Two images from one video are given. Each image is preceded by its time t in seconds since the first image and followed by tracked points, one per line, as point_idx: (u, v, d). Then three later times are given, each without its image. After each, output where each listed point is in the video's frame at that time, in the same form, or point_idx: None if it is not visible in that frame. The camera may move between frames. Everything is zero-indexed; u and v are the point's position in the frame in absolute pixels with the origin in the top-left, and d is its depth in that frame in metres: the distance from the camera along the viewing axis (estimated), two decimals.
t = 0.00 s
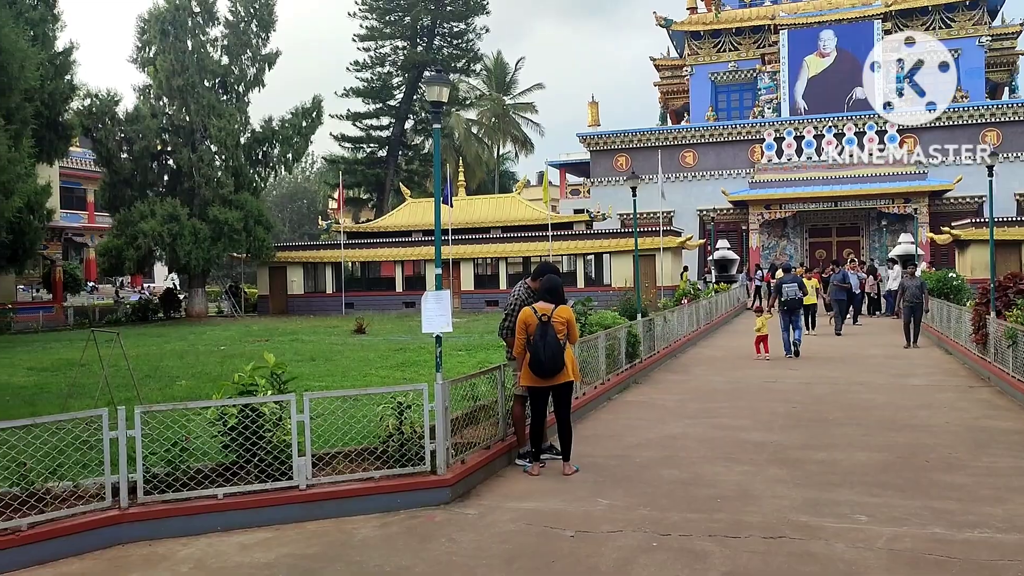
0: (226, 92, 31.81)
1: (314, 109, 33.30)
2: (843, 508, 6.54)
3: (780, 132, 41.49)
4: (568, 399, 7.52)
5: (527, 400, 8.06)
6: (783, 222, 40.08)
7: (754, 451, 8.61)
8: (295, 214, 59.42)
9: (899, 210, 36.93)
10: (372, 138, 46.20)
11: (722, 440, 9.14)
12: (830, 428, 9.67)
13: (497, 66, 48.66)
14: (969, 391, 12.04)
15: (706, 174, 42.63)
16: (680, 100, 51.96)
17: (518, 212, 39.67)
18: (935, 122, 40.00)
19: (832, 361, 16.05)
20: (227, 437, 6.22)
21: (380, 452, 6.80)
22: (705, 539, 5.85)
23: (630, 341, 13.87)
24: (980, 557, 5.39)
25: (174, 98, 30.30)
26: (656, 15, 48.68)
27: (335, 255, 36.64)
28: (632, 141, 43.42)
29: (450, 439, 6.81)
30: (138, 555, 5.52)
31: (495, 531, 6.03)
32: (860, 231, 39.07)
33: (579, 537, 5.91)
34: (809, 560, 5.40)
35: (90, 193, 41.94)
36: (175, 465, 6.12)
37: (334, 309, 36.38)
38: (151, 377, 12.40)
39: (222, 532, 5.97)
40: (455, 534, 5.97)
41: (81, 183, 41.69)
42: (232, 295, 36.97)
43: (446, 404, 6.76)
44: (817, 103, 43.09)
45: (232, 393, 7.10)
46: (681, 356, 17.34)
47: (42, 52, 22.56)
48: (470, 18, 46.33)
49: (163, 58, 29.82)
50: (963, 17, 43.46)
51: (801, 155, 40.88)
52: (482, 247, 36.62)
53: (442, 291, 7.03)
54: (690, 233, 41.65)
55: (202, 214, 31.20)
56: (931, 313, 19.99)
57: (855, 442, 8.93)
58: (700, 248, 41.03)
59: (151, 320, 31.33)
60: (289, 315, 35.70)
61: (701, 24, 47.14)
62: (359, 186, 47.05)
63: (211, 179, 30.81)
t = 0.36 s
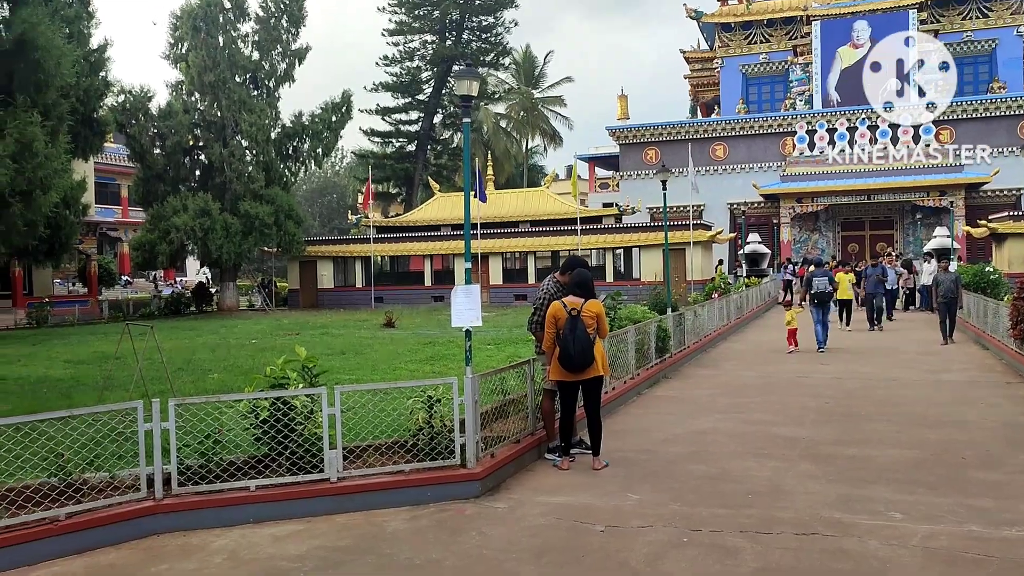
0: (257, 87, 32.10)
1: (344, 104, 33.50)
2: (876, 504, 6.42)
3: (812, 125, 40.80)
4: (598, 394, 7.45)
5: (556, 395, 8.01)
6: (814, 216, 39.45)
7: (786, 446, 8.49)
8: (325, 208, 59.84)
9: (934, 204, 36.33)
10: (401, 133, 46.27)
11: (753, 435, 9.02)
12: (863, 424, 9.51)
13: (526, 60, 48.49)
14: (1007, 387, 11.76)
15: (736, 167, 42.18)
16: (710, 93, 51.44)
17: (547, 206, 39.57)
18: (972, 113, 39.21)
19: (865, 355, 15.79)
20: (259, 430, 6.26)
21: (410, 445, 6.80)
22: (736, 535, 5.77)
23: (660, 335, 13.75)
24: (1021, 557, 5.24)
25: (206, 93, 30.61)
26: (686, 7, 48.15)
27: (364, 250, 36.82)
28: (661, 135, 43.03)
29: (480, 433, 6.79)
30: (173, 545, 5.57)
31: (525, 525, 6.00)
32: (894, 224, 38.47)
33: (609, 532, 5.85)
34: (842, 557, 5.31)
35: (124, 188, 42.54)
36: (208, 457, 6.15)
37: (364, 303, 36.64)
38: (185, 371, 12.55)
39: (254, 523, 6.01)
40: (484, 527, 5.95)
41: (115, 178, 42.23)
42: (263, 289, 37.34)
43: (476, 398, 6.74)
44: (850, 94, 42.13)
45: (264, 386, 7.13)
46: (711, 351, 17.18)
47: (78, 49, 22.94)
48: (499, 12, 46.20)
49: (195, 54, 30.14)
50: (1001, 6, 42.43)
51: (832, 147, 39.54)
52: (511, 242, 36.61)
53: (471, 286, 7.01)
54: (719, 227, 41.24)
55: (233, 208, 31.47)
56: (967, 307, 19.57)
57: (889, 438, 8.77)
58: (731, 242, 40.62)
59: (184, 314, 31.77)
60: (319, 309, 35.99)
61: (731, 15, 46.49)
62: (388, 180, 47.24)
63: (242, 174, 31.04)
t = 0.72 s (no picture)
0: (292, 80, 32.33)
1: (377, 97, 33.64)
2: (917, 499, 6.28)
3: (850, 114, 39.89)
4: (632, 384, 7.40)
5: (591, 386, 7.96)
6: (852, 207, 38.89)
7: (823, 439, 8.35)
8: (359, 201, 60.25)
9: (977, 194, 35.59)
10: (435, 125, 46.32)
11: (789, 428, 8.89)
12: (903, 417, 9.31)
13: (559, 51, 48.27)
14: None
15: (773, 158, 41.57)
16: (745, 83, 50.76)
17: (581, 198, 39.42)
18: (1016, 102, 38.09)
19: (905, 348, 15.48)
20: (295, 418, 6.32)
21: (444, 435, 6.83)
22: (773, 527, 5.68)
23: (695, 327, 13.62)
24: None
25: (242, 87, 30.98)
26: None
27: (398, 242, 37.01)
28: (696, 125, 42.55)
29: (514, 423, 6.79)
30: (211, 532, 5.64)
31: (560, 515, 5.99)
32: (935, 215, 37.53)
33: (644, 523, 5.81)
34: (883, 551, 5.20)
35: (162, 181, 43.11)
36: (245, 445, 6.22)
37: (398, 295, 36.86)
38: (222, 360, 12.73)
39: (290, 511, 6.06)
40: (519, 517, 5.95)
41: (153, 172, 42.83)
42: (299, 280, 37.71)
43: (510, 388, 6.74)
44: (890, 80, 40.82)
45: (300, 375, 7.19)
46: (747, 343, 16.98)
47: (118, 43, 23.32)
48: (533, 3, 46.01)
49: (231, 48, 30.50)
50: None
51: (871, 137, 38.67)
52: (544, 234, 36.52)
53: (504, 276, 6.98)
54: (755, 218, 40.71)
55: (269, 200, 31.79)
56: (1011, 301, 19.09)
57: (929, 431, 8.58)
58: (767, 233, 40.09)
59: (221, 305, 32.22)
60: (353, 301, 36.28)
61: (768, 4, 45.71)
62: (421, 172, 47.41)
63: (278, 167, 31.38)
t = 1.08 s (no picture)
0: (328, 76, 32.55)
1: (413, 92, 33.73)
2: (962, 498, 6.10)
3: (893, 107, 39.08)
4: (669, 379, 7.30)
5: (626, 381, 7.87)
6: (893, 202, 38.01)
7: (864, 437, 8.17)
8: (394, 196, 60.59)
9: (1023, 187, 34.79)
10: (470, 119, 46.30)
11: (828, 425, 8.71)
12: (946, 415, 9.06)
13: (595, 45, 47.98)
14: None
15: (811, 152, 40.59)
16: (784, 76, 49.96)
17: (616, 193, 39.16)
18: None
19: (948, 345, 15.10)
20: (331, 410, 6.32)
21: (479, 427, 6.80)
22: (813, 525, 5.55)
23: (732, 322, 13.42)
24: None
25: (280, 82, 31.31)
26: None
27: (433, 236, 37.13)
28: (733, 119, 41.93)
29: (549, 417, 6.74)
30: (247, 521, 5.68)
31: (595, 510, 5.92)
32: (979, 211, 36.71)
33: (680, 519, 5.72)
34: (927, 551, 5.05)
35: (201, 176, 43.65)
36: (281, 436, 6.24)
37: (433, 289, 36.97)
38: (259, 352, 12.85)
39: (325, 502, 6.08)
40: (554, 511, 5.89)
41: (192, 167, 43.37)
42: (334, 274, 37.98)
43: (545, 382, 6.69)
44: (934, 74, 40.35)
45: (336, 366, 7.20)
46: (785, 339, 16.72)
47: (158, 38, 23.70)
48: None
49: (269, 44, 30.87)
50: None
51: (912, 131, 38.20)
52: (579, 229, 36.40)
53: (540, 269, 6.93)
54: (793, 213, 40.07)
55: (306, 194, 32.02)
56: None
57: (974, 429, 8.34)
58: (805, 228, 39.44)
59: (259, 298, 32.58)
60: (388, 295, 36.47)
61: None
62: (456, 167, 47.50)
63: (315, 161, 31.62)
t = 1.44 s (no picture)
0: (366, 75, 32.76)
1: (450, 91, 33.85)
2: (1008, 506, 5.91)
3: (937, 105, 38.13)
4: (704, 381, 7.18)
5: (661, 382, 7.78)
6: (938, 201, 37.12)
7: (906, 442, 7.97)
8: (431, 195, 60.88)
9: None
10: (507, 119, 46.28)
11: (869, 429, 8.52)
12: (992, 421, 8.80)
13: (633, 44, 47.65)
14: None
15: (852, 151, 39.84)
16: (826, 74, 49.08)
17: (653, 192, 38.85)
18: None
19: (995, 348, 14.68)
20: (364, 409, 6.34)
21: (512, 428, 6.76)
22: (852, 532, 5.42)
23: (771, 324, 13.21)
24: None
25: (318, 82, 31.60)
26: None
27: (469, 236, 37.22)
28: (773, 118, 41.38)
29: (582, 418, 6.68)
30: (281, 519, 5.72)
31: (628, 513, 5.86)
32: None
33: (715, 523, 5.63)
34: (970, 560, 4.89)
35: (241, 176, 44.20)
36: (315, 434, 6.28)
37: (468, 288, 37.06)
38: (296, 351, 12.96)
39: (357, 501, 6.09)
40: (586, 514, 5.83)
41: (232, 166, 43.99)
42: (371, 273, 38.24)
43: (579, 383, 6.63)
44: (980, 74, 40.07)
45: (370, 366, 7.21)
46: (825, 340, 16.42)
47: (199, 40, 24.09)
48: None
49: (308, 44, 31.16)
50: None
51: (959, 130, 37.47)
52: (615, 228, 36.22)
53: (574, 269, 6.88)
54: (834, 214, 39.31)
55: (343, 194, 32.28)
56: None
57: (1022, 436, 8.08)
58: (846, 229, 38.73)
59: (297, 297, 32.94)
60: (424, 294, 36.65)
61: None
62: (493, 166, 47.59)
63: (352, 161, 31.91)
